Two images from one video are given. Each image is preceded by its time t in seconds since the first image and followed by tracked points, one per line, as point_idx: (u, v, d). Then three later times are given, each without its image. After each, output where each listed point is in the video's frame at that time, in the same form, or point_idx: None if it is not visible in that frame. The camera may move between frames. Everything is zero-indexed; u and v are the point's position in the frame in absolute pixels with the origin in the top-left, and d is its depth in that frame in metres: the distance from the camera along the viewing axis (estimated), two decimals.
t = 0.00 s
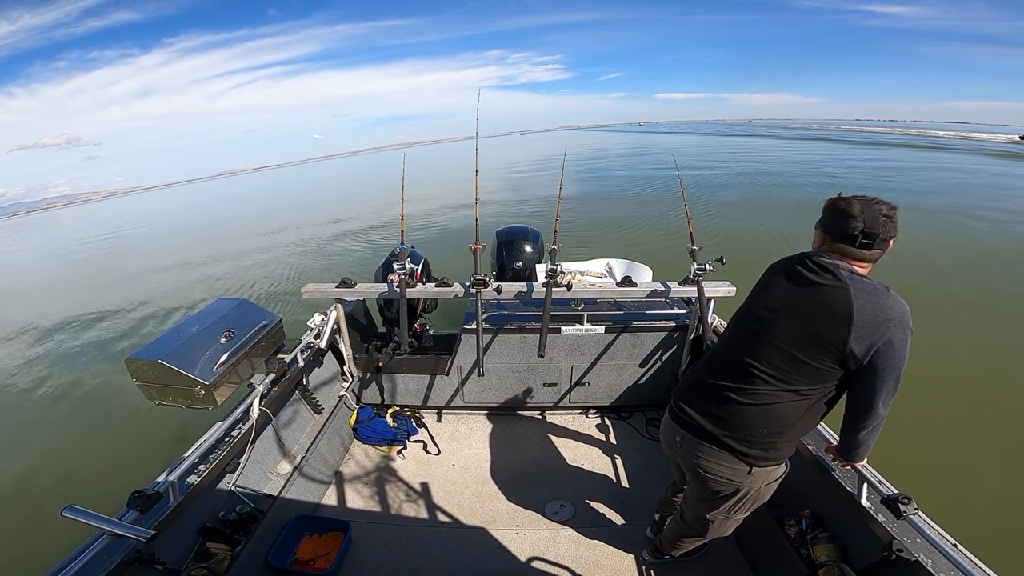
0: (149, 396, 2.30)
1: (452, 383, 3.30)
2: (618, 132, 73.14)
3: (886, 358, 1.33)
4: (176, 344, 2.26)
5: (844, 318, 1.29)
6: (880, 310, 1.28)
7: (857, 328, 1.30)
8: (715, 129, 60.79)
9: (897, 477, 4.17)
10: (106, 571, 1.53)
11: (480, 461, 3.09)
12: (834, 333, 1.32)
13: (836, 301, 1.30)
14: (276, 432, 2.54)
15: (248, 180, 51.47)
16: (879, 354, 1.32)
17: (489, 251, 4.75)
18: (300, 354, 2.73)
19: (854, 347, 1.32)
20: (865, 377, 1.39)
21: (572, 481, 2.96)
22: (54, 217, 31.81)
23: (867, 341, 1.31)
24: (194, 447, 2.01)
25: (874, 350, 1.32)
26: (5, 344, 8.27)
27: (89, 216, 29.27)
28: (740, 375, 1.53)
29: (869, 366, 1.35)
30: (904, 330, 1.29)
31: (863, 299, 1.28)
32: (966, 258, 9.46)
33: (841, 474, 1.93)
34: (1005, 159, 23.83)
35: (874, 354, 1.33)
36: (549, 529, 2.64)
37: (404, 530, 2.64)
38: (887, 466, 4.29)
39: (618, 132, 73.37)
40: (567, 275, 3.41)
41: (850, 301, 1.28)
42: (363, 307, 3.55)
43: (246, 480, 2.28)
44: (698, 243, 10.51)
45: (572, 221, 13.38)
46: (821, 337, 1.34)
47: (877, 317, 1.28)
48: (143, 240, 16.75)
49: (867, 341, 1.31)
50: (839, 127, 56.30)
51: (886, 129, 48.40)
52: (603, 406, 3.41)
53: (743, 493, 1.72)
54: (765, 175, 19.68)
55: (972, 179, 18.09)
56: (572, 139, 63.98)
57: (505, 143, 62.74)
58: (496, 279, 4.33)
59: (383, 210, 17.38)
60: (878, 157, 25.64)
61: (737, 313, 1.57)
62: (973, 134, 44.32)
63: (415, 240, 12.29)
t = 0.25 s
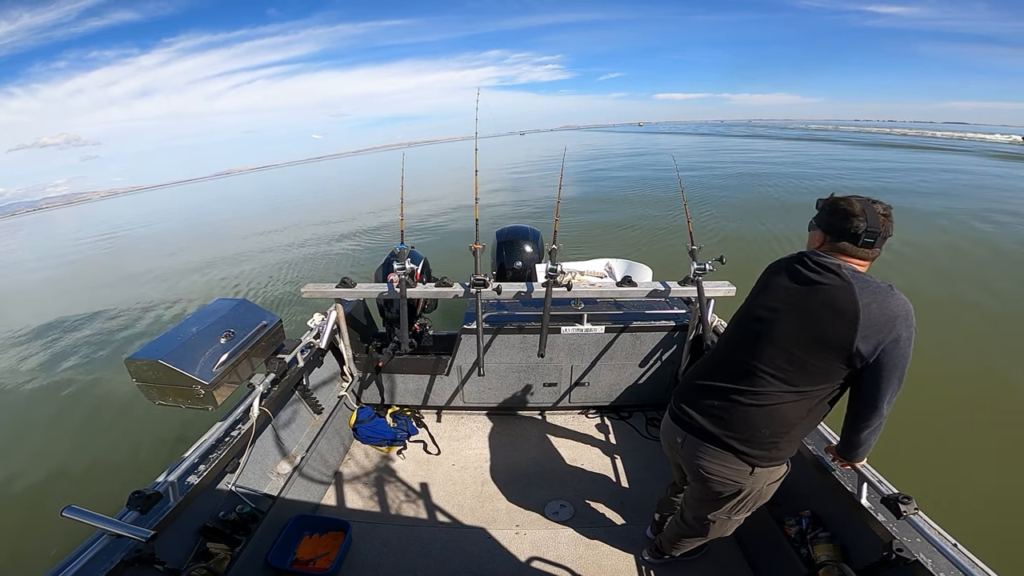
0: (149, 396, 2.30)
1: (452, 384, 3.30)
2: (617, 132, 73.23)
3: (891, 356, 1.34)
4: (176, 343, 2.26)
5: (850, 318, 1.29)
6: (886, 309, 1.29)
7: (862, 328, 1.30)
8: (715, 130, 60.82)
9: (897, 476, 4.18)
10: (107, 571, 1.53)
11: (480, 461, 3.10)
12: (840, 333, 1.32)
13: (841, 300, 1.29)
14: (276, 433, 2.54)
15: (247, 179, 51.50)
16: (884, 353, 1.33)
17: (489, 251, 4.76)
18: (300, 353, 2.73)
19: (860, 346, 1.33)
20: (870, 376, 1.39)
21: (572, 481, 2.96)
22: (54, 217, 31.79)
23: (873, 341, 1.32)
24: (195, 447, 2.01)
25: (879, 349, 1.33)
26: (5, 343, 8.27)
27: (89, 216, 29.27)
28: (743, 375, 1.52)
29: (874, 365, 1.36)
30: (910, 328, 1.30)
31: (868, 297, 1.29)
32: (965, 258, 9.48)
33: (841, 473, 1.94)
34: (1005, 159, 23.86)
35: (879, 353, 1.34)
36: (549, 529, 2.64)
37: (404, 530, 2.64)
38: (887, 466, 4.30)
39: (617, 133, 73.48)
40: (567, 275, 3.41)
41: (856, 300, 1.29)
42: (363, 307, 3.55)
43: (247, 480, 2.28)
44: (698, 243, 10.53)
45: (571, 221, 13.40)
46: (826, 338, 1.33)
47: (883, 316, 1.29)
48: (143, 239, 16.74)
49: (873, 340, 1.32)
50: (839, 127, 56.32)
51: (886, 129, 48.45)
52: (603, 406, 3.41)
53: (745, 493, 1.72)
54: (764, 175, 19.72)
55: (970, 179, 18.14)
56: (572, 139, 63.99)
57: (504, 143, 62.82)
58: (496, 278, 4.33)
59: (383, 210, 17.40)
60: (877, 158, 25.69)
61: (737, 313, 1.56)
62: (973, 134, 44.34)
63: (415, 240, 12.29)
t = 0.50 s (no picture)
0: (149, 396, 2.30)
1: (452, 383, 3.30)
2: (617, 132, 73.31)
3: (896, 355, 1.35)
4: (176, 343, 2.25)
5: (853, 317, 1.30)
6: (889, 308, 1.30)
7: (866, 327, 1.31)
8: (714, 130, 60.88)
9: (897, 476, 4.19)
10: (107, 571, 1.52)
11: (480, 461, 3.09)
12: (844, 332, 1.32)
13: (845, 300, 1.30)
14: (276, 432, 2.54)
15: (247, 178, 51.44)
16: (887, 351, 1.34)
17: (489, 250, 4.76)
18: (300, 353, 2.73)
19: (863, 345, 1.34)
20: (874, 375, 1.40)
21: (572, 481, 2.96)
22: (52, 215, 31.73)
23: (876, 339, 1.33)
24: (194, 447, 2.01)
25: (883, 348, 1.34)
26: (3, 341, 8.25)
27: (88, 214, 29.25)
28: (747, 377, 1.52)
29: (879, 364, 1.37)
30: (913, 326, 1.31)
31: (871, 296, 1.30)
32: (964, 260, 9.50)
33: (841, 473, 1.94)
34: (1004, 162, 23.91)
35: (882, 353, 1.35)
36: (549, 529, 2.64)
37: (403, 530, 2.64)
38: (887, 466, 4.31)
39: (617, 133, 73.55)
40: (567, 275, 3.41)
41: (859, 300, 1.29)
42: (363, 307, 3.55)
43: (246, 480, 2.28)
44: (697, 243, 10.55)
45: (571, 221, 13.42)
46: (830, 338, 1.34)
47: (886, 315, 1.30)
48: (142, 238, 16.71)
49: (877, 339, 1.32)
50: (838, 128, 56.38)
51: (885, 131, 48.56)
52: (603, 407, 3.41)
53: (748, 494, 1.72)
54: (763, 176, 19.75)
55: (969, 181, 18.17)
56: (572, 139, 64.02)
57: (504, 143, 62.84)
58: (496, 278, 4.33)
59: (383, 210, 17.40)
60: (877, 159, 25.74)
61: (738, 314, 1.56)
62: (972, 135, 44.47)
63: (415, 239, 12.29)
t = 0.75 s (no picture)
0: (148, 396, 2.29)
1: (452, 383, 3.30)
2: (617, 133, 73.35)
3: (898, 354, 1.35)
4: (176, 343, 2.25)
5: (854, 317, 1.30)
6: (890, 307, 1.31)
7: (868, 327, 1.31)
8: (714, 130, 61.05)
9: (898, 477, 4.19)
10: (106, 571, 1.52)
11: (480, 461, 3.10)
12: (845, 332, 1.32)
13: (847, 300, 1.30)
14: (275, 431, 2.54)
15: (246, 177, 51.41)
16: (888, 351, 1.34)
17: (489, 250, 4.76)
18: (300, 353, 2.73)
19: (865, 345, 1.34)
20: (875, 375, 1.41)
21: (572, 481, 2.97)
22: (52, 213, 31.69)
23: (877, 339, 1.33)
24: (194, 447, 2.01)
25: (885, 348, 1.34)
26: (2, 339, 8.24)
27: (88, 212, 29.24)
28: (748, 378, 1.53)
29: (879, 364, 1.38)
30: (914, 325, 1.31)
31: (872, 296, 1.31)
32: (962, 261, 9.52)
33: (841, 473, 1.94)
34: (1003, 163, 23.98)
35: (884, 352, 1.35)
36: (549, 529, 2.64)
37: (403, 530, 2.64)
38: (887, 466, 4.32)
39: (617, 133, 73.61)
40: (567, 275, 3.41)
41: (860, 300, 1.30)
42: (363, 307, 3.55)
43: (247, 480, 2.28)
44: (697, 244, 10.57)
45: (571, 221, 13.43)
46: (832, 339, 1.34)
47: (887, 314, 1.31)
48: (141, 237, 16.69)
49: (879, 339, 1.33)
50: (837, 129, 56.55)
51: (883, 132, 48.77)
52: (603, 407, 3.42)
53: (750, 494, 1.73)
54: (763, 177, 19.78)
55: (968, 183, 18.22)
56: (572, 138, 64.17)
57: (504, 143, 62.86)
58: (496, 278, 4.34)
59: (383, 209, 17.42)
60: (876, 161, 25.79)
61: (738, 315, 1.56)
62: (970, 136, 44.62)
63: (415, 239, 12.29)
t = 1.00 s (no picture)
0: (148, 396, 2.29)
1: (452, 383, 3.30)
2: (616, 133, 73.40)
3: (896, 354, 1.35)
4: (176, 343, 2.25)
5: (853, 317, 1.31)
6: (887, 307, 1.31)
7: (867, 326, 1.31)
8: (714, 131, 61.05)
9: (897, 477, 4.20)
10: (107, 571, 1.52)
11: (480, 461, 3.10)
12: (844, 332, 1.33)
13: (846, 300, 1.30)
14: (276, 431, 2.54)
15: (246, 176, 51.36)
16: (886, 350, 1.35)
17: (489, 250, 4.76)
18: (300, 353, 2.73)
19: (863, 344, 1.34)
20: (873, 375, 1.41)
21: (572, 481, 2.97)
22: (51, 212, 31.64)
23: (875, 338, 1.33)
24: (194, 447, 2.01)
25: (883, 348, 1.35)
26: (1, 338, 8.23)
27: (87, 211, 29.20)
28: (747, 378, 1.53)
29: (878, 363, 1.38)
30: (911, 325, 1.32)
31: (870, 296, 1.31)
32: (962, 262, 9.54)
33: (841, 473, 1.95)
34: (1003, 165, 24.00)
35: (882, 351, 1.35)
36: (549, 529, 2.64)
37: (403, 529, 2.65)
38: (887, 466, 4.33)
39: (616, 134, 73.67)
40: (567, 275, 3.42)
41: (859, 299, 1.30)
42: (363, 307, 3.55)
43: (247, 480, 2.28)
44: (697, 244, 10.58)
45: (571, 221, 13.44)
46: (831, 339, 1.34)
47: (885, 314, 1.31)
48: (141, 236, 16.69)
49: (877, 338, 1.33)
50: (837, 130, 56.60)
51: (883, 133, 48.79)
52: (603, 407, 3.42)
53: (749, 494, 1.73)
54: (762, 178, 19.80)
55: (967, 184, 18.26)
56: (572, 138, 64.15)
57: (504, 143, 62.85)
58: (496, 278, 4.34)
59: (383, 209, 17.43)
60: (875, 161, 25.83)
61: (737, 314, 1.56)
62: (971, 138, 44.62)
63: (415, 238, 12.30)
